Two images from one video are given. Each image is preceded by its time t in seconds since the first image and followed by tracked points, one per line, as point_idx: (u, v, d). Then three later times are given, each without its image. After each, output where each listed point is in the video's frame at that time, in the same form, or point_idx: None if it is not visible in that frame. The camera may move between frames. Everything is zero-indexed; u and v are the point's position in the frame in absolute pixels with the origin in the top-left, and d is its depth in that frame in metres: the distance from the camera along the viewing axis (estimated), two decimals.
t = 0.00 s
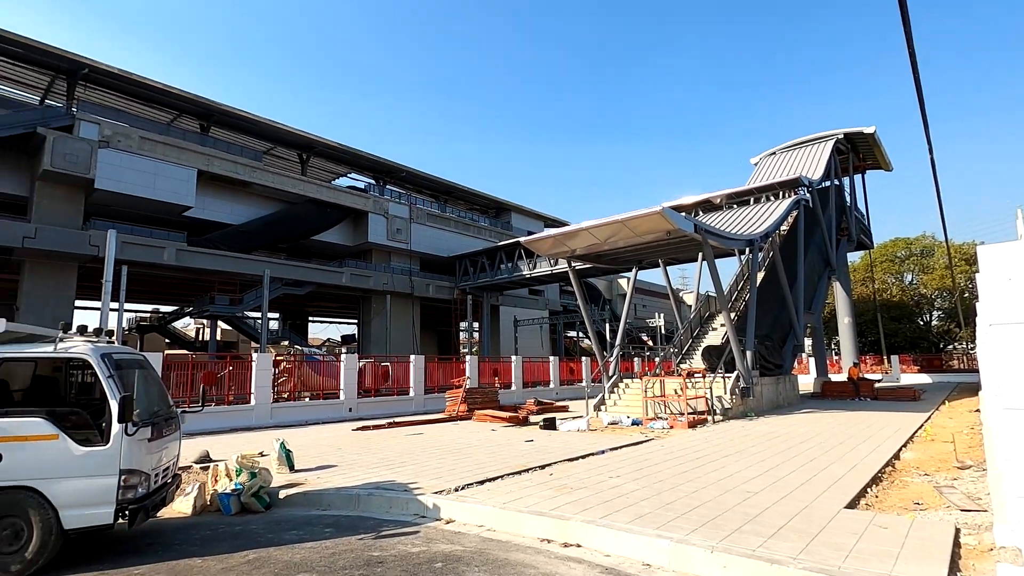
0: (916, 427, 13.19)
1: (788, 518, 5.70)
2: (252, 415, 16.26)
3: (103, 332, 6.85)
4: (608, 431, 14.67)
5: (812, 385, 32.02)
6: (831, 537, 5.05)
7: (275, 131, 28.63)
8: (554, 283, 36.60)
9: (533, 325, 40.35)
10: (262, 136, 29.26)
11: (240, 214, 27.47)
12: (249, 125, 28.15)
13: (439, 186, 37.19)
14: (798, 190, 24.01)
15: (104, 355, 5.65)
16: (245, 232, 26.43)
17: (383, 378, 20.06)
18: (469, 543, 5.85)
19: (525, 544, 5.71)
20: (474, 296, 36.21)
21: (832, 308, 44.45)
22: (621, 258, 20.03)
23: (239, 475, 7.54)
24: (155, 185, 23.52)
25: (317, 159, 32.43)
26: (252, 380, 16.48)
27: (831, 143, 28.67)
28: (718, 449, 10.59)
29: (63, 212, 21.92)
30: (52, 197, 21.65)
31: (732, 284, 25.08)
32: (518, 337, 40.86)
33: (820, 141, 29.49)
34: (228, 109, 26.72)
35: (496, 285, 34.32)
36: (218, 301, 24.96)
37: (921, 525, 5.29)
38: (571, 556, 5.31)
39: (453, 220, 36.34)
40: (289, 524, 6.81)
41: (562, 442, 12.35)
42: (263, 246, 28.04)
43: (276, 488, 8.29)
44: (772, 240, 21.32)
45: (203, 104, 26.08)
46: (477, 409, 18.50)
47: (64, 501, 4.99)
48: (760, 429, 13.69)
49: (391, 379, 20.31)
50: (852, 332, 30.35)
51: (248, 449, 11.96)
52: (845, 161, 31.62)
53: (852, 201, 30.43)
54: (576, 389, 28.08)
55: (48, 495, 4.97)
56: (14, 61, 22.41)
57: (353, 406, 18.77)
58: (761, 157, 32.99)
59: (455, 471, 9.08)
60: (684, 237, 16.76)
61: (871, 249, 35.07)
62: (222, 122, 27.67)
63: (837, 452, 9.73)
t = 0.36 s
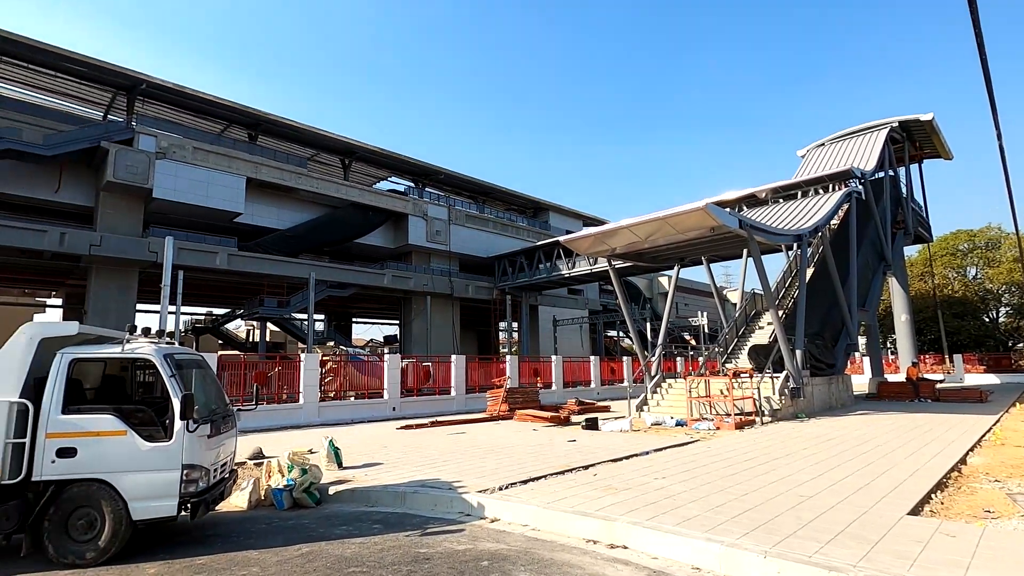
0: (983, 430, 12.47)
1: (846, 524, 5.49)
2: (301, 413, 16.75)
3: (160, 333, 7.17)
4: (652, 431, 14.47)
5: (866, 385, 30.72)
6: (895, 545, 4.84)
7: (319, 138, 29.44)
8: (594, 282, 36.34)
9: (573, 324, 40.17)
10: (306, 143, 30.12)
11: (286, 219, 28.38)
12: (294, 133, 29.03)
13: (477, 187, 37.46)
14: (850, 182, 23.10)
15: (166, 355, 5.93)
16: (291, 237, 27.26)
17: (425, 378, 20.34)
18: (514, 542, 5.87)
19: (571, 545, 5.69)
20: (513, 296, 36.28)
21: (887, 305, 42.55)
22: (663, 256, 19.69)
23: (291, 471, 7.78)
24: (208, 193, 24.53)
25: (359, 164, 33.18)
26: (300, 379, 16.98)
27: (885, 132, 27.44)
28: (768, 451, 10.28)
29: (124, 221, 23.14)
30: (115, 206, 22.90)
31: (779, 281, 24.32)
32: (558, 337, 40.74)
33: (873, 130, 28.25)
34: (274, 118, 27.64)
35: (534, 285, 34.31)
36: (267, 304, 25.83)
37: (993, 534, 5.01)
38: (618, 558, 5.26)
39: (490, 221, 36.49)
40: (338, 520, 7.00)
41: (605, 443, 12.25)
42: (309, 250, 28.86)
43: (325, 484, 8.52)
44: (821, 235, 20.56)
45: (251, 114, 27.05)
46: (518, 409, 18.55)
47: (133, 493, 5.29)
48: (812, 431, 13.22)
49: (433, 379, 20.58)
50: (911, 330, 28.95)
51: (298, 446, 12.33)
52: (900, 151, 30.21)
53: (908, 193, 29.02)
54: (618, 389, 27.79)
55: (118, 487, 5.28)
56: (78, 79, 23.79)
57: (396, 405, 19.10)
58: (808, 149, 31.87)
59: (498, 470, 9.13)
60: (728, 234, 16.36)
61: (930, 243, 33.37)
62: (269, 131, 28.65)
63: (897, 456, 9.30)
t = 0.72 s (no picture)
0: None
1: (911, 531, 5.24)
2: (349, 412, 17.20)
3: (217, 335, 7.49)
4: (698, 432, 14.17)
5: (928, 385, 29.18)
6: (965, 554, 4.59)
7: (361, 144, 30.12)
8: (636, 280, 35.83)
9: (615, 323, 39.73)
10: (349, 149, 30.87)
11: (331, 224, 29.16)
12: (338, 140, 29.79)
13: (516, 187, 37.54)
14: (907, 170, 22.01)
15: (225, 356, 6.19)
16: (336, 240, 27.99)
17: (468, 378, 20.54)
18: (560, 542, 5.85)
19: (618, 546, 5.64)
20: (553, 295, 36.15)
21: (951, 300, 40.35)
22: (707, 253, 19.26)
23: (342, 469, 7.99)
24: (257, 200, 25.45)
25: (401, 168, 33.80)
26: (348, 379, 17.43)
27: (946, 117, 26.00)
28: (824, 453, 9.90)
29: (182, 229, 24.30)
30: (172, 215, 24.06)
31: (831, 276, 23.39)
32: (600, 337, 40.39)
33: (932, 116, 26.82)
34: (319, 126, 28.44)
35: (575, 284, 34.09)
36: (314, 306, 26.58)
37: None
38: (667, 560, 5.18)
39: (529, 220, 36.45)
40: (388, 516, 7.15)
41: (650, 443, 12.07)
42: (353, 253, 29.57)
43: (374, 482, 8.72)
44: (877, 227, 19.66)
45: (297, 123, 27.92)
46: (561, 409, 18.48)
47: (196, 488, 5.55)
48: (871, 432, 12.65)
49: (476, 379, 20.74)
50: (978, 327, 27.32)
51: (347, 444, 12.66)
52: (963, 136, 28.60)
53: (973, 180, 27.43)
54: (663, 388, 27.31)
55: (182, 482, 5.55)
56: (139, 96, 25.15)
57: (440, 404, 19.36)
58: (862, 137, 30.53)
59: (543, 469, 9.12)
60: (776, 228, 15.85)
61: (998, 233, 31.42)
62: (314, 138, 29.50)
63: (966, 459, 8.79)
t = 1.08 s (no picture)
0: None
1: (995, 539, 4.92)
2: (400, 411, 17.57)
3: (276, 337, 7.80)
4: (754, 432, 13.73)
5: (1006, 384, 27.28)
6: None
7: (407, 149, 30.68)
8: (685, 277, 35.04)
9: (664, 321, 39.00)
10: (396, 154, 31.51)
11: (379, 227, 29.85)
12: (385, 146, 30.46)
13: (560, 186, 37.38)
14: (980, 154, 20.63)
15: (286, 356, 6.43)
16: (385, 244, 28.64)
17: (516, 377, 20.60)
18: (616, 542, 5.80)
19: (676, 548, 5.53)
20: (600, 294, 35.79)
21: None
22: (760, 247, 18.64)
23: (397, 466, 8.18)
24: (310, 206, 26.33)
25: (445, 170, 34.24)
26: (399, 379, 17.82)
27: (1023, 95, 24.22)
28: (894, 456, 9.39)
29: (241, 237, 25.45)
30: (232, 223, 25.20)
31: (897, 269, 22.19)
32: (648, 335, 39.75)
33: (1008, 95, 25.04)
34: (367, 133, 29.16)
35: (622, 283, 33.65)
36: (365, 308, 27.27)
37: None
38: (728, 564, 5.04)
39: (574, 219, 36.22)
40: (443, 514, 7.27)
41: (704, 444, 11.79)
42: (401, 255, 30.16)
43: (428, 479, 8.88)
44: (947, 216, 18.52)
45: (346, 130, 28.69)
46: (611, 408, 18.27)
47: (263, 482, 5.81)
48: (943, 434, 11.93)
49: (524, 378, 20.79)
50: None
51: (399, 442, 12.94)
52: None
53: None
54: (715, 388, 26.60)
55: (250, 477, 5.81)
56: (201, 111, 26.47)
57: (489, 403, 19.52)
58: (928, 121, 28.83)
59: (595, 469, 9.05)
60: (835, 220, 15.15)
61: None
62: (362, 145, 30.27)
63: None
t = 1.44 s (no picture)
0: None
1: None
2: (451, 410, 17.79)
3: (333, 338, 8.03)
4: (817, 434, 13.15)
5: None
6: None
7: (453, 151, 31.03)
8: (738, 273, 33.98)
9: (715, 319, 37.95)
10: (442, 157, 31.93)
11: (427, 230, 30.34)
12: (432, 150, 30.92)
13: (606, 184, 36.96)
14: None
15: (347, 358, 6.62)
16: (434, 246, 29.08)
17: (565, 377, 20.49)
18: (676, 546, 5.68)
19: (739, 553, 5.37)
20: (648, 292, 35.17)
21: None
22: (818, 241, 17.86)
23: (452, 465, 8.28)
24: (360, 211, 27.04)
25: (491, 172, 34.47)
26: (449, 379, 18.06)
27: None
28: (975, 460, 8.78)
29: (296, 242, 26.44)
30: (288, 229, 26.18)
31: (972, 260, 20.78)
32: (699, 334, 38.79)
33: None
34: (414, 137, 29.69)
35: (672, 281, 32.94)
36: (414, 309, 27.77)
37: None
38: (797, 571, 4.85)
39: (621, 216, 35.71)
40: (499, 513, 7.30)
41: (764, 445, 11.39)
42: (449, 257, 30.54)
43: (482, 479, 8.95)
44: None
45: (393, 136, 29.29)
46: (663, 409, 17.91)
47: (327, 479, 6.00)
48: None
49: (573, 378, 20.66)
50: None
51: (451, 442, 13.11)
52: None
53: None
54: (772, 387, 25.64)
55: (315, 474, 6.02)
56: (257, 123, 27.62)
57: (538, 403, 19.50)
58: (1004, 101, 26.90)
59: (650, 470, 8.90)
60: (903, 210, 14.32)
61: None
62: (410, 149, 30.83)
63: None
